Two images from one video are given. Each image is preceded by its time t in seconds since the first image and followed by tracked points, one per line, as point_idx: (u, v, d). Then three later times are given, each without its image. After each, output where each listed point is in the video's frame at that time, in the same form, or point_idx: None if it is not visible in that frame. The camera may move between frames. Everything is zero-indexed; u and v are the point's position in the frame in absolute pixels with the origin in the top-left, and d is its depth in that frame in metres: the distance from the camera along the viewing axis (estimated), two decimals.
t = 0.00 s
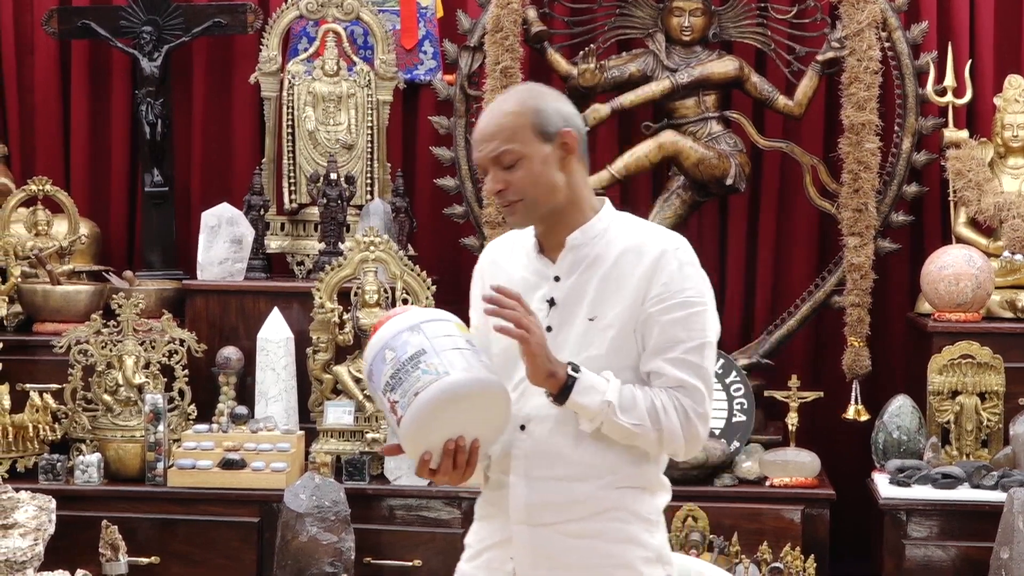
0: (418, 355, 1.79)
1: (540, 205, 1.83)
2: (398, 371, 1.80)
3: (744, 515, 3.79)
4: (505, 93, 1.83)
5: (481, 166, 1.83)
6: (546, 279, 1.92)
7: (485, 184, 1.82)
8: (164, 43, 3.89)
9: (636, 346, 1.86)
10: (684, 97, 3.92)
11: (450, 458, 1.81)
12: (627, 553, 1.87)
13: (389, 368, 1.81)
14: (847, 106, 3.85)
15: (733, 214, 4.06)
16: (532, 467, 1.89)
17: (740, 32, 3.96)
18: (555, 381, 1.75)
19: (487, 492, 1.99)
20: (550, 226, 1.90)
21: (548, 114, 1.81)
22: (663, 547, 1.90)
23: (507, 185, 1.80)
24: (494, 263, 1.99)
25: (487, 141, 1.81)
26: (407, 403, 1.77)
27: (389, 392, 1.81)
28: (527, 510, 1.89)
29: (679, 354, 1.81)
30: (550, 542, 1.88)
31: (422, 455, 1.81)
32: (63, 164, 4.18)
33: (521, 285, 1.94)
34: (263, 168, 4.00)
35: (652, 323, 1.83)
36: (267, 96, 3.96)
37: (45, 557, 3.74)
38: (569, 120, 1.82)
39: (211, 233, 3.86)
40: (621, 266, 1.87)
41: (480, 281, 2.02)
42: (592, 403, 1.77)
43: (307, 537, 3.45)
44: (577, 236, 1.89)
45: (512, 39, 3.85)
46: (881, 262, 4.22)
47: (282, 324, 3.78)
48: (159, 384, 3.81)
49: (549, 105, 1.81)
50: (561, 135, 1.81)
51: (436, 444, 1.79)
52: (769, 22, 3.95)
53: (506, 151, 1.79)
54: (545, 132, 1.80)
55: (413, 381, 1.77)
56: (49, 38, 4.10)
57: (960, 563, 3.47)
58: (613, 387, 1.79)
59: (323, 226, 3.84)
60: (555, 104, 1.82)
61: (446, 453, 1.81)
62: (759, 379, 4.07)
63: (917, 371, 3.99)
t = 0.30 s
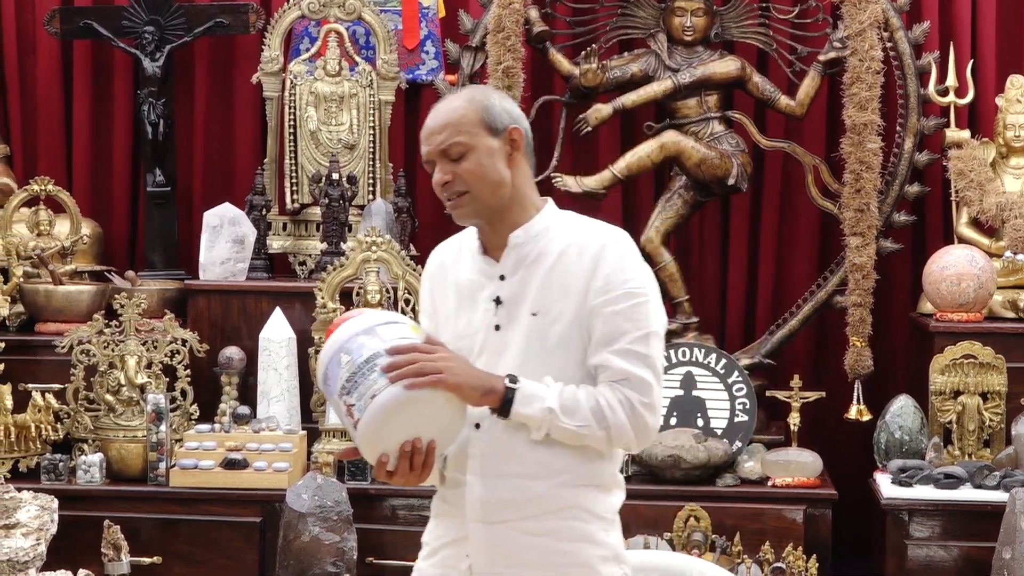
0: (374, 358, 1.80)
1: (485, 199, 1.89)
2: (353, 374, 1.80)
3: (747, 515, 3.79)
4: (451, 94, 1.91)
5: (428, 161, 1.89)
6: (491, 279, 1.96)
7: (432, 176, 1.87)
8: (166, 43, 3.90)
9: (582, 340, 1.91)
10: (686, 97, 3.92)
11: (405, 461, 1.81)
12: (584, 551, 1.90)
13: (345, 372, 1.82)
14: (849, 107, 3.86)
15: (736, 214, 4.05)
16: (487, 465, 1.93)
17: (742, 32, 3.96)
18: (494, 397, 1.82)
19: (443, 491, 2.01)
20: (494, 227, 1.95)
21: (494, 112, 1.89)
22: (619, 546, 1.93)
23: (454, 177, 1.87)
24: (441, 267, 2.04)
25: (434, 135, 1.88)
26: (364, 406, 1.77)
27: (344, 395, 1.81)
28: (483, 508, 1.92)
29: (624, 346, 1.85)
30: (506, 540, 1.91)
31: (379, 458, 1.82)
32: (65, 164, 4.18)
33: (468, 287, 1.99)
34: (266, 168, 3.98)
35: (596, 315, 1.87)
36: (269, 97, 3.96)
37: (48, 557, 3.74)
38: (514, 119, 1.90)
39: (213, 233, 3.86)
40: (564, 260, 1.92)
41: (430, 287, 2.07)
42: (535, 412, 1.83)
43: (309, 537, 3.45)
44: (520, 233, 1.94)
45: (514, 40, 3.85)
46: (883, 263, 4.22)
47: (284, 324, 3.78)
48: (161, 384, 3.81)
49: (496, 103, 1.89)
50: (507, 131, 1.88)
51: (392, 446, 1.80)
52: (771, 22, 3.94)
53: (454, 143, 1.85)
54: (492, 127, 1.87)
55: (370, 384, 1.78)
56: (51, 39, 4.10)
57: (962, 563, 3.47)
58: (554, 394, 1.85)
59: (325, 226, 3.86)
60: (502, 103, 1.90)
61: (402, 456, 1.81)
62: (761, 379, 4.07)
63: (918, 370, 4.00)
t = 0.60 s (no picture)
0: (356, 356, 1.86)
1: (478, 190, 1.97)
2: (336, 372, 1.87)
3: (776, 515, 3.77)
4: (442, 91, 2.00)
5: (423, 151, 1.96)
6: (472, 278, 2.03)
7: (431, 162, 1.94)
8: (194, 42, 3.90)
9: (561, 333, 1.97)
10: (714, 97, 3.91)
11: (389, 457, 1.87)
12: (567, 542, 1.96)
13: (328, 370, 1.88)
14: (877, 106, 3.85)
15: (764, 214, 4.05)
16: (471, 459, 1.98)
17: (770, 32, 3.95)
18: (476, 394, 1.88)
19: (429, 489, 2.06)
20: (478, 225, 2.02)
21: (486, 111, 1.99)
22: (600, 537, 1.99)
23: (453, 164, 1.94)
24: (423, 270, 2.11)
25: (432, 125, 1.95)
26: (346, 403, 1.84)
27: (328, 393, 1.87)
28: (467, 502, 1.98)
29: (604, 335, 1.91)
30: (491, 533, 1.97)
31: (364, 456, 1.88)
32: (94, 162, 4.18)
33: (449, 288, 2.06)
34: (293, 168, 3.98)
35: (574, 308, 1.94)
36: (297, 96, 3.96)
37: (76, 555, 3.76)
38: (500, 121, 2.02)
39: (241, 232, 3.87)
40: (540, 256, 1.99)
41: (412, 291, 2.14)
42: (515, 406, 1.89)
43: (337, 536, 3.46)
44: (498, 232, 2.01)
45: (541, 39, 3.86)
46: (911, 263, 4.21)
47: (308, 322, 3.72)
48: (190, 382, 3.82)
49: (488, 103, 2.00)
50: (499, 130, 1.99)
51: (376, 443, 1.86)
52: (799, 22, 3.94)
53: (453, 130, 1.94)
54: (487, 121, 1.97)
55: (352, 382, 1.84)
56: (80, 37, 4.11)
57: (991, 563, 3.45)
58: (535, 388, 1.90)
59: (352, 225, 3.87)
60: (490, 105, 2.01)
61: (386, 452, 1.87)
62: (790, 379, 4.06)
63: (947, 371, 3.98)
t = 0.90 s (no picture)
0: (354, 361, 1.97)
1: (477, 192, 2.05)
2: (337, 377, 1.98)
3: (814, 515, 3.77)
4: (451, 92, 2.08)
5: (426, 151, 2.05)
6: (480, 279, 2.13)
7: (431, 164, 2.02)
8: (234, 41, 3.91)
9: (562, 331, 2.05)
10: (754, 96, 3.90)
11: (392, 460, 1.96)
12: (561, 541, 2.06)
13: (332, 376, 2.00)
14: (917, 106, 3.84)
15: (804, 213, 4.04)
16: (475, 460, 2.09)
17: (810, 31, 3.94)
18: (473, 395, 1.96)
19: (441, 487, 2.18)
20: (483, 225, 2.11)
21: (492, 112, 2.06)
22: (595, 538, 2.08)
23: (451, 167, 2.02)
24: (443, 274, 2.22)
25: (433, 127, 2.04)
26: (345, 408, 1.94)
27: (332, 398, 1.99)
28: (470, 502, 2.09)
29: (600, 334, 1.98)
30: (490, 533, 2.09)
31: (369, 460, 1.98)
32: (134, 160, 4.20)
33: (463, 290, 2.17)
34: (333, 166, 3.99)
35: (572, 306, 2.02)
36: (337, 95, 3.96)
37: (116, 553, 3.77)
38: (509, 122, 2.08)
39: (281, 231, 3.88)
40: (541, 257, 2.07)
41: (435, 293, 2.25)
42: (511, 407, 1.98)
43: (376, 535, 3.47)
44: (503, 232, 2.10)
45: (581, 38, 3.86)
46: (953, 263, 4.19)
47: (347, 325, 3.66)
48: (229, 380, 3.83)
49: (496, 105, 2.07)
50: (504, 131, 2.06)
51: (377, 448, 1.96)
52: (840, 20, 3.92)
53: (454, 132, 2.02)
54: (490, 123, 2.05)
55: (349, 387, 1.95)
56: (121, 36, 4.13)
57: None
58: (531, 389, 1.98)
59: (392, 224, 3.87)
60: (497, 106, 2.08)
61: (390, 456, 1.97)
62: (830, 379, 4.05)
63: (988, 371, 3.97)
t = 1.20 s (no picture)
0: (342, 361, 2.23)
1: (465, 208, 2.16)
2: (328, 374, 2.25)
3: (871, 515, 3.72)
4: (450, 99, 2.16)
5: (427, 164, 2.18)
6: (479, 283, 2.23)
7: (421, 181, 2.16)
8: (292, 40, 3.91)
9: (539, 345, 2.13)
10: (812, 95, 3.88)
11: (369, 460, 2.20)
12: (516, 553, 2.13)
13: (327, 370, 2.27)
14: (977, 104, 3.80)
15: (862, 213, 4.04)
16: (453, 467, 2.19)
17: (869, 30, 3.91)
18: (440, 408, 2.09)
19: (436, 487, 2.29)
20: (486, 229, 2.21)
21: (481, 124, 2.13)
22: (553, 552, 2.13)
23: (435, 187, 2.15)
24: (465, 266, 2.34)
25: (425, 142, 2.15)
26: (326, 405, 2.21)
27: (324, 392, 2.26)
28: (444, 505, 2.19)
29: (563, 356, 2.05)
30: (458, 538, 2.18)
31: (351, 458, 2.22)
32: (192, 159, 4.23)
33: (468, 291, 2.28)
34: (390, 164, 3.98)
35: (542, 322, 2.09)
36: (394, 94, 3.95)
37: (175, 550, 3.79)
38: (501, 130, 2.13)
39: (338, 229, 3.89)
40: (525, 268, 2.15)
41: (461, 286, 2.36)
42: (475, 422, 2.09)
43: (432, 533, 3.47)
44: (500, 239, 2.20)
45: (638, 36, 3.84)
46: (1013, 263, 4.17)
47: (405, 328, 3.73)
48: (287, 378, 3.85)
49: (484, 115, 2.12)
50: (489, 145, 2.12)
51: (356, 447, 2.20)
52: (898, 19, 3.90)
53: (435, 154, 2.13)
54: (472, 140, 2.12)
55: (331, 385, 2.21)
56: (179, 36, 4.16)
57: None
58: (494, 405, 2.08)
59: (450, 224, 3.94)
60: (490, 114, 2.13)
61: (370, 457, 2.20)
62: (888, 379, 4.04)
63: None
